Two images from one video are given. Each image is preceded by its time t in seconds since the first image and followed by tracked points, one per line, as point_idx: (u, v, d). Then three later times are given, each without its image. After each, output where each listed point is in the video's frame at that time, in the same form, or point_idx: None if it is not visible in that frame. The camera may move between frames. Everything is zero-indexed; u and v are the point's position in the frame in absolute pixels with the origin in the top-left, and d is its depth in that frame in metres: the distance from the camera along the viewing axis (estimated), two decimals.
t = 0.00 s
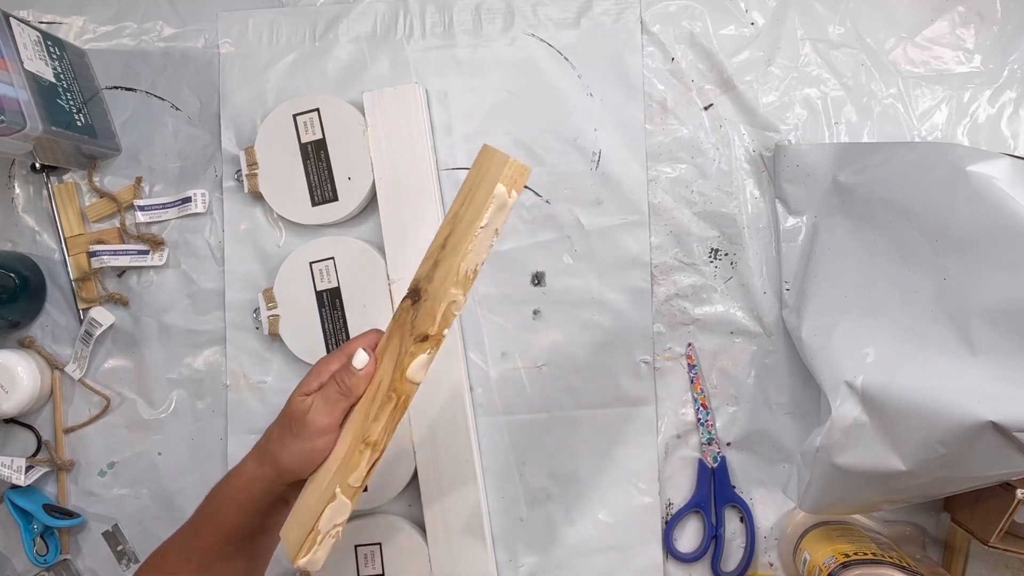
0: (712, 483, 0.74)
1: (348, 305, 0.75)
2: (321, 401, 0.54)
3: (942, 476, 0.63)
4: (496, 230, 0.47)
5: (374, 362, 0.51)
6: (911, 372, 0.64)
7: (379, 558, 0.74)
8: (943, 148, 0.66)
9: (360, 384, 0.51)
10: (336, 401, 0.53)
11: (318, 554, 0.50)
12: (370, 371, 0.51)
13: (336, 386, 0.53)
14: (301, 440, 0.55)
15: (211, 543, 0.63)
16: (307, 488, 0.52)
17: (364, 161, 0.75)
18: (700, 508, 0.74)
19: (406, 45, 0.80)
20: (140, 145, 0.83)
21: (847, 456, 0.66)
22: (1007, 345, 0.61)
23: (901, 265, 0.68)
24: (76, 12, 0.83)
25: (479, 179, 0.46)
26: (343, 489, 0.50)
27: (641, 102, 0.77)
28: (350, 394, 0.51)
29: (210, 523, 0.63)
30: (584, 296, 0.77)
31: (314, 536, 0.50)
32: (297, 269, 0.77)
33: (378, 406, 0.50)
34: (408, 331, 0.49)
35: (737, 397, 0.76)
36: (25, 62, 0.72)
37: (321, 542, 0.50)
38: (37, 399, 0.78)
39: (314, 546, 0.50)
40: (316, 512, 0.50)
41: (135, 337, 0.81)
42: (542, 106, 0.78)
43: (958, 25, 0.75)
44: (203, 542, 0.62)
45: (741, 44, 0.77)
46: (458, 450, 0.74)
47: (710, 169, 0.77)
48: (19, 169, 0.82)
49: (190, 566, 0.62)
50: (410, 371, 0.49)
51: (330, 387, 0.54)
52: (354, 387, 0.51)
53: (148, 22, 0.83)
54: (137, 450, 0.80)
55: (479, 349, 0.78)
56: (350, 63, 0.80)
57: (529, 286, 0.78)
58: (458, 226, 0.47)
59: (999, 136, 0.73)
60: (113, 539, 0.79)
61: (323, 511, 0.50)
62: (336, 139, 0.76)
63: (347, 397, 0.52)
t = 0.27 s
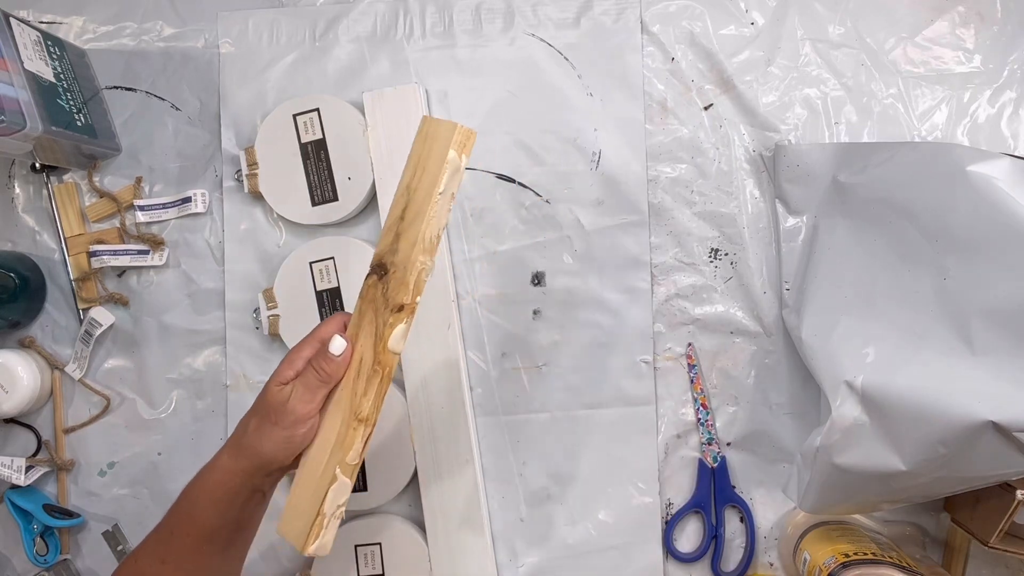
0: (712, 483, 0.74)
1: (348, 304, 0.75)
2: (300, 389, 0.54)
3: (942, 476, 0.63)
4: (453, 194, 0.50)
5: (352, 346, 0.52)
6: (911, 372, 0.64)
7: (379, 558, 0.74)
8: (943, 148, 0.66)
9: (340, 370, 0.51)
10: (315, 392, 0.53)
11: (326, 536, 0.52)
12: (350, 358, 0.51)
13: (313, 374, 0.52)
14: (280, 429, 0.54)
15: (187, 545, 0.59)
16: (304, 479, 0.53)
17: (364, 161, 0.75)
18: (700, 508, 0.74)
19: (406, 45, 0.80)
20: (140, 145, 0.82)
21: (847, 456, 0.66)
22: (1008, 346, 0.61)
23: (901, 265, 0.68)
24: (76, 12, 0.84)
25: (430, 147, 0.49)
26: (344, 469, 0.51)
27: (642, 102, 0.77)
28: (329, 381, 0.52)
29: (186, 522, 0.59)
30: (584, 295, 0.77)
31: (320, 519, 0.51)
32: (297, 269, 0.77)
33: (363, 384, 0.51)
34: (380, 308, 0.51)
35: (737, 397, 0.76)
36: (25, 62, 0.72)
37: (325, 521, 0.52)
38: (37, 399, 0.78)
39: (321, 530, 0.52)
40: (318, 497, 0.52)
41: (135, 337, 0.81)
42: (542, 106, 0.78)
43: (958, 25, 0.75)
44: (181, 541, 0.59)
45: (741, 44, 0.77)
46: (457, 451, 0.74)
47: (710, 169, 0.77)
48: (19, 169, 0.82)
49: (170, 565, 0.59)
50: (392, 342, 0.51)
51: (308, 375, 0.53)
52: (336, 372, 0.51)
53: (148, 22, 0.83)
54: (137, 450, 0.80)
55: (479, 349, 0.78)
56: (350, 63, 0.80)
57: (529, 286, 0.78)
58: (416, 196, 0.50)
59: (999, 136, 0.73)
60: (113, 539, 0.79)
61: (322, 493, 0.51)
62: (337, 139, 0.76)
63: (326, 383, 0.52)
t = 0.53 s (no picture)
0: (712, 483, 0.74)
1: (348, 305, 0.75)
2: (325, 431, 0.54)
3: (942, 476, 0.63)
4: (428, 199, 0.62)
5: (382, 375, 0.54)
6: (911, 372, 0.64)
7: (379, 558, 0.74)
8: (944, 148, 0.66)
9: (376, 401, 0.53)
10: (345, 432, 0.53)
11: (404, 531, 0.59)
12: (381, 396, 0.53)
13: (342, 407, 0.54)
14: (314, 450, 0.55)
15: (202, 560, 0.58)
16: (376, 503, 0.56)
17: (365, 161, 0.75)
18: (700, 508, 0.74)
19: (406, 45, 0.80)
20: (140, 145, 0.82)
21: (847, 457, 0.66)
22: (1008, 346, 0.61)
23: (902, 265, 0.68)
24: (76, 12, 0.84)
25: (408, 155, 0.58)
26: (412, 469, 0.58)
27: (642, 102, 0.77)
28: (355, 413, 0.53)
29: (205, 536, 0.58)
30: (584, 295, 0.77)
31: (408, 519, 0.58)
32: (297, 269, 0.77)
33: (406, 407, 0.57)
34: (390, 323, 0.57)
35: (737, 397, 0.76)
36: (26, 62, 0.72)
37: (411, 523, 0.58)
38: (37, 399, 0.78)
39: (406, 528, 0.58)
40: (398, 509, 0.57)
41: (135, 337, 0.81)
42: (542, 106, 0.78)
43: (958, 25, 0.75)
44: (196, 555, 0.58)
45: (741, 44, 0.77)
46: (456, 452, 0.73)
47: (710, 169, 0.77)
48: (19, 169, 0.82)
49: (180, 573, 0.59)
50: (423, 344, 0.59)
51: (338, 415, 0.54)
52: (379, 405, 0.53)
53: (148, 22, 0.83)
54: (137, 450, 0.80)
55: (479, 349, 0.78)
56: (350, 63, 0.80)
57: (529, 286, 0.78)
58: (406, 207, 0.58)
59: (998, 136, 0.73)
60: (113, 539, 0.79)
61: (405, 500, 0.57)
62: (337, 139, 0.76)
63: (356, 418, 0.53)
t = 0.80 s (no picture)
0: (718, 472, 0.77)
1: (364, 299, 0.78)
2: (477, 466, 0.66)
3: (942, 465, 0.65)
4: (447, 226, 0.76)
5: (495, 410, 0.68)
6: (910, 363, 0.66)
7: (393, 545, 0.77)
8: (943, 147, 0.68)
9: (492, 439, 0.67)
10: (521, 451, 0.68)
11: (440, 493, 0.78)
12: (480, 427, 0.67)
13: (501, 446, 0.67)
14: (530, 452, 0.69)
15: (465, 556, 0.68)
16: (537, 542, 0.65)
17: (380, 159, 0.78)
18: (706, 496, 0.76)
19: (420, 46, 0.82)
20: (160, 143, 0.85)
21: (850, 446, 0.68)
22: (1005, 338, 0.63)
23: (902, 260, 0.70)
24: (100, 15, 0.86)
25: (429, 208, 0.70)
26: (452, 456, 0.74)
27: (650, 101, 0.79)
28: (523, 442, 0.68)
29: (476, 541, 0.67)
30: (593, 290, 0.79)
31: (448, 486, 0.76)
32: (314, 264, 0.79)
33: (487, 433, 0.67)
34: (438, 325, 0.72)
35: (743, 388, 0.78)
36: (48, 62, 0.74)
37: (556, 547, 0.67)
38: (61, 390, 0.81)
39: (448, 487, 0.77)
40: (545, 543, 0.65)
41: (156, 330, 0.83)
42: (553, 105, 0.80)
43: (957, 27, 0.77)
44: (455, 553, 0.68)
45: (746, 44, 0.79)
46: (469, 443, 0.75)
47: (715, 166, 0.79)
48: (44, 167, 0.85)
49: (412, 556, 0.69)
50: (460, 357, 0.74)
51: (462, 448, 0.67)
52: (511, 433, 0.68)
53: (168, 24, 0.85)
54: (158, 440, 0.82)
55: (491, 342, 0.80)
56: (366, 64, 0.82)
57: (539, 281, 0.80)
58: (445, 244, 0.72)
59: (997, 135, 0.75)
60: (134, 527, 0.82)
61: (540, 520, 0.68)
62: (353, 138, 0.78)
63: (525, 445, 0.68)
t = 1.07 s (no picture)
0: (718, 472, 0.77)
1: (364, 299, 0.78)
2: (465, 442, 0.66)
3: (942, 465, 0.65)
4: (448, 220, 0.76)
5: (485, 387, 0.67)
6: (910, 363, 0.66)
7: (393, 545, 0.77)
8: (943, 146, 0.68)
9: (480, 414, 0.66)
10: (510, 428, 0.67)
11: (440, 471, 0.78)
12: (467, 404, 0.66)
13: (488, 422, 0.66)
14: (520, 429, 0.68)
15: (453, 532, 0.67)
16: (525, 518, 0.64)
17: (381, 159, 0.78)
18: (706, 496, 0.76)
19: (420, 46, 0.82)
20: (160, 144, 0.85)
21: (850, 446, 0.68)
22: (1005, 338, 0.63)
23: (902, 259, 0.70)
24: (100, 15, 0.86)
25: (428, 194, 0.71)
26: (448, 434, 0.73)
27: (650, 101, 0.79)
28: (512, 419, 0.67)
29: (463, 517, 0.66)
30: (593, 290, 0.79)
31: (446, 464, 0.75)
32: (314, 264, 0.79)
33: (474, 408, 0.66)
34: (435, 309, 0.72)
35: (743, 388, 0.78)
36: (48, 62, 0.74)
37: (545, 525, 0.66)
38: (61, 390, 0.81)
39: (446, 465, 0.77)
40: (532, 520, 0.64)
41: (156, 330, 0.83)
42: (553, 105, 0.80)
43: (957, 27, 0.77)
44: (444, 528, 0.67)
45: (746, 45, 0.79)
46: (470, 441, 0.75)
47: (715, 167, 0.79)
48: (44, 167, 0.85)
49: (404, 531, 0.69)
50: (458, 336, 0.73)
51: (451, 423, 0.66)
52: (500, 409, 0.66)
53: (169, 24, 0.85)
54: (158, 440, 0.82)
55: (491, 342, 0.80)
56: (366, 64, 0.82)
57: (540, 281, 0.80)
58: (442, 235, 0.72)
59: (997, 135, 0.75)
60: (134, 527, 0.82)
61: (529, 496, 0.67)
62: (353, 138, 0.78)
63: (513, 422, 0.67)
